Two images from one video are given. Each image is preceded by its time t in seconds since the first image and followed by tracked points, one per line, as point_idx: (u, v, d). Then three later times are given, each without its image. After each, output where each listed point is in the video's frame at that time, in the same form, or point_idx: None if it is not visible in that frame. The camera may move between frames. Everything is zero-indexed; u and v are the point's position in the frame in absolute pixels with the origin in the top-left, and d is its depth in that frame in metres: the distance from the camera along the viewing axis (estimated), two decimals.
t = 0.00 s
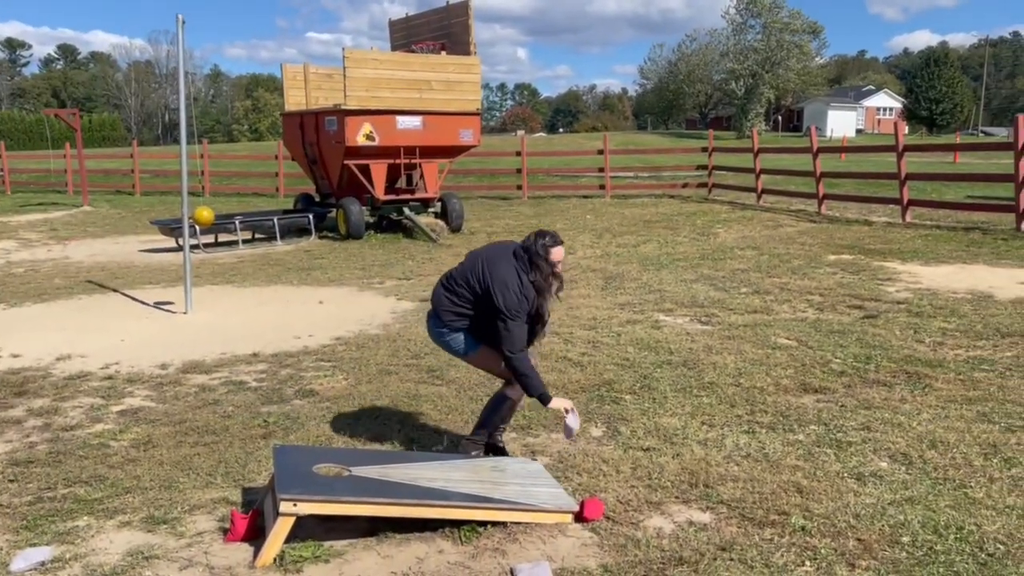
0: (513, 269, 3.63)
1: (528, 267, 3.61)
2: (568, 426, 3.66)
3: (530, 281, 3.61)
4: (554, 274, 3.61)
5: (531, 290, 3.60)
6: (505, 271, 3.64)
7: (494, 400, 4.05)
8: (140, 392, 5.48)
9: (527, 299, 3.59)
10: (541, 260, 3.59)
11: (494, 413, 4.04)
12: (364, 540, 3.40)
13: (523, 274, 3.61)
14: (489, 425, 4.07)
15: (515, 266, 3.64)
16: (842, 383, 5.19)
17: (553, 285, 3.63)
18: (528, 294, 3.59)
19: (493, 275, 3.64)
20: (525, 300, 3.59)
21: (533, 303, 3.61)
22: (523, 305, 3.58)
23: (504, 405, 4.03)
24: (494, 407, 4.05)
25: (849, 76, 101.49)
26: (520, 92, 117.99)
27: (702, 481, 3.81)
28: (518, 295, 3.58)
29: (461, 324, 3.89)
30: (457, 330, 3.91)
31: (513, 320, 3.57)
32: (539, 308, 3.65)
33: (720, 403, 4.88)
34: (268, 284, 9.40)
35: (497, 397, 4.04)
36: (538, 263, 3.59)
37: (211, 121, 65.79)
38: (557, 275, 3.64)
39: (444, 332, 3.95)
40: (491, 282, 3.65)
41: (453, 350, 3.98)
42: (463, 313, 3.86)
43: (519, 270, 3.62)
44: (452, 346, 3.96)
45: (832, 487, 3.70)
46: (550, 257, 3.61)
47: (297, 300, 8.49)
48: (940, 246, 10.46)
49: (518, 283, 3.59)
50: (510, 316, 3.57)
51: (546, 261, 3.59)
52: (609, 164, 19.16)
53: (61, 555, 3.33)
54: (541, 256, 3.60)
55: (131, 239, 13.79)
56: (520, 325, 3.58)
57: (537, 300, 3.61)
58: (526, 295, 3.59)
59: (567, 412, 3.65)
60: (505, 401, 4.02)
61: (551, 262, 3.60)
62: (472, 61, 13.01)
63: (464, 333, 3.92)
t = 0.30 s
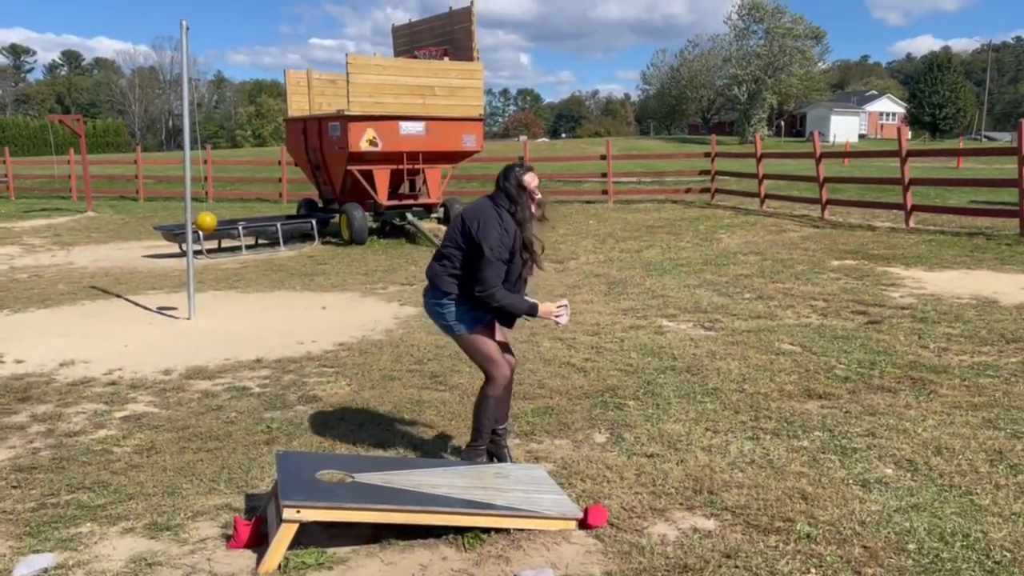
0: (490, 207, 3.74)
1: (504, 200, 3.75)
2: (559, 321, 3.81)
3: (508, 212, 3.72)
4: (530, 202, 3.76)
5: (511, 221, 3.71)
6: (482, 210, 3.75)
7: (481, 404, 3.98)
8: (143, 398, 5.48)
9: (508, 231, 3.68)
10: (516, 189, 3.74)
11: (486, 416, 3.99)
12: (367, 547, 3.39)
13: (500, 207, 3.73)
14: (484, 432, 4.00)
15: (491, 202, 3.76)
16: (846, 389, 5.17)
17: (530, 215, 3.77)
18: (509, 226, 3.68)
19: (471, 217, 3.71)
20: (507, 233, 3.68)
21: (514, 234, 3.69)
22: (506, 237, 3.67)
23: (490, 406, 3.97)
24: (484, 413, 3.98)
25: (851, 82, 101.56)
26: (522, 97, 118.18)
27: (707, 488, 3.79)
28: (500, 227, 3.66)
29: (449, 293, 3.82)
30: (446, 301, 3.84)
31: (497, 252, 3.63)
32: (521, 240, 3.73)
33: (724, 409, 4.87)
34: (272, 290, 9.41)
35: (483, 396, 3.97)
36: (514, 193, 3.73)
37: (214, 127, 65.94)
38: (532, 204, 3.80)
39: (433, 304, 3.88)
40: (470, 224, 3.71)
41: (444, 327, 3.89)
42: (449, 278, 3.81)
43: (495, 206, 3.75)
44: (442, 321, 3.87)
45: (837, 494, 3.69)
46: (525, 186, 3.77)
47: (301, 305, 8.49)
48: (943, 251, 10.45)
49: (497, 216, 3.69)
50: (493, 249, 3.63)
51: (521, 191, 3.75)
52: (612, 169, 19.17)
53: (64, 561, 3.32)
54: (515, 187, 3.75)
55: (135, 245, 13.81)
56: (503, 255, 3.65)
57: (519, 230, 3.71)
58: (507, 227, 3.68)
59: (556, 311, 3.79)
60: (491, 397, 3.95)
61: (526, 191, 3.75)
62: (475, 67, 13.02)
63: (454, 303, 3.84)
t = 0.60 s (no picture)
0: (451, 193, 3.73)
1: (463, 183, 3.75)
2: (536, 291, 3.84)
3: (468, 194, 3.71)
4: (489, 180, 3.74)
5: (473, 202, 3.70)
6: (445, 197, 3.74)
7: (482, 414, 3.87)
8: (152, 405, 5.49)
9: (473, 211, 3.67)
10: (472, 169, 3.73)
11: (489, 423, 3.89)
12: (375, 555, 3.39)
13: (460, 190, 3.73)
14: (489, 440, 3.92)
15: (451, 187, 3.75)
16: (855, 396, 5.15)
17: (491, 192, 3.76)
18: (473, 206, 3.67)
19: (435, 206, 3.69)
20: (472, 214, 3.66)
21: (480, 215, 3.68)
22: (472, 218, 3.64)
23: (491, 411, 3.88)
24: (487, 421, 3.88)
25: (859, 87, 101.31)
26: (529, 103, 118.34)
27: (715, 496, 3.78)
28: (464, 210, 3.65)
29: (432, 291, 3.78)
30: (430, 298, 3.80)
31: (465, 233, 3.62)
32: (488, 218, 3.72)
33: (732, 416, 4.86)
34: (280, 297, 9.43)
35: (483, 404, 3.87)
36: (471, 174, 3.72)
37: (222, 134, 66.26)
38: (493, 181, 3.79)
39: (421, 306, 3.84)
40: (436, 214, 3.70)
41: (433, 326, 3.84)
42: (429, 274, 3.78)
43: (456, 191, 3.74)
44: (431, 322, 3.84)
45: (847, 502, 3.67)
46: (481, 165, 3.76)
47: (308, 312, 8.51)
48: (952, 258, 10.41)
49: (459, 199, 3.68)
50: (460, 232, 3.62)
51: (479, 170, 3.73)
52: (619, 175, 19.17)
53: (73, 569, 3.33)
54: (472, 168, 3.74)
55: (143, 252, 13.87)
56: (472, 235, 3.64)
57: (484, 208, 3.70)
58: (470, 207, 3.66)
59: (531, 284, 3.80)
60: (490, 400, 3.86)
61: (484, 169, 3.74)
62: (483, 74, 13.05)
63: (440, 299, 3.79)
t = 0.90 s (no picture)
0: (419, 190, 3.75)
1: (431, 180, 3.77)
2: (510, 285, 3.91)
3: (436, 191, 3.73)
4: (456, 176, 3.76)
5: (442, 199, 3.71)
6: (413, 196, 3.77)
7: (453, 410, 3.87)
8: (163, 411, 5.52)
9: (441, 206, 3.69)
10: (439, 166, 3.75)
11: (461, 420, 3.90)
12: (386, 561, 3.39)
13: (427, 186, 3.75)
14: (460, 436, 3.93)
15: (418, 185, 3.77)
16: (867, 403, 5.12)
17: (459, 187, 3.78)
18: (440, 201, 3.69)
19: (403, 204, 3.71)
20: (440, 211, 3.67)
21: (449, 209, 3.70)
22: (440, 214, 3.65)
23: (462, 407, 3.87)
24: (456, 417, 3.88)
25: (869, 93, 101.00)
26: (538, 109, 118.48)
27: (726, 503, 3.77)
28: (432, 205, 3.66)
29: (405, 289, 3.77)
30: (405, 297, 3.79)
31: (434, 228, 3.62)
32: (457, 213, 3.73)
33: (744, 423, 4.84)
34: (290, 303, 9.47)
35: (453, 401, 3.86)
36: (437, 172, 3.74)
37: (233, 140, 66.63)
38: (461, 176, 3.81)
39: (394, 306, 3.83)
40: (404, 212, 3.72)
41: (408, 327, 3.83)
42: (401, 272, 3.78)
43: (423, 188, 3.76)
44: (405, 322, 3.83)
45: (859, 510, 3.65)
46: (448, 161, 3.78)
47: (319, 318, 8.53)
48: (964, 264, 10.36)
49: (426, 196, 3.70)
50: (429, 226, 3.62)
51: (446, 167, 3.75)
52: (628, 181, 19.16)
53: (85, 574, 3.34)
54: (439, 166, 3.76)
55: (155, 258, 13.95)
56: (441, 229, 3.64)
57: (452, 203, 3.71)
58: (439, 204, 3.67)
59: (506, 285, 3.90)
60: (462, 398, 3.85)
61: (451, 165, 3.76)
62: (493, 81, 13.06)
63: (414, 297, 3.78)
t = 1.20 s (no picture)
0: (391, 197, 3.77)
1: (400, 185, 3.80)
2: (487, 297, 3.80)
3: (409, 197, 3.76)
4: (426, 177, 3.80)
5: (415, 204, 3.74)
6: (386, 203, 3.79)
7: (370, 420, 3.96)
8: (177, 416, 5.54)
9: (416, 210, 3.71)
10: (408, 171, 3.78)
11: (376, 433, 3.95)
12: (398, 567, 3.40)
13: (398, 192, 3.78)
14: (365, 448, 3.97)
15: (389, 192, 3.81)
16: (881, 410, 5.09)
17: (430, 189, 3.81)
18: (413, 205, 3.71)
19: (377, 212, 3.71)
20: (415, 214, 3.69)
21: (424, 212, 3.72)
22: (416, 218, 3.68)
23: (381, 424, 3.93)
24: (370, 427, 3.96)
25: (883, 98, 100.53)
26: (550, 115, 118.57)
27: (739, 510, 3.75)
28: (407, 210, 3.68)
29: (390, 297, 3.77)
30: (392, 306, 3.79)
31: (414, 233, 3.63)
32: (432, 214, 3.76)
33: (756, 430, 4.82)
34: (303, 308, 9.50)
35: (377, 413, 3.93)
36: (406, 178, 3.77)
37: (247, 146, 66.99)
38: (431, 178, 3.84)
39: (380, 317, 3.83)
40: (380, 220, 3.74)
41: (394, 335, 3.82)
42: (385, 282, 3.77)
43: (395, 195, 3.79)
44: (391, 332, 3.83)
45: (873, 518, 3.62)
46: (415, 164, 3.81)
47: (331, 324, 8.56)
48: (979, 269, 10.28)
49: (400, 201, 3.72)
50: (407, 231, 3.63)
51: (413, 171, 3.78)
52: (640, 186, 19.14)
53: None
54: (407, 171, 3.79)
55: (169, 264, 14.02)
56: (420, 232, 3.66)
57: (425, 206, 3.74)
58: (414, 208, 3.70)
59: (481, 294, 3.79)
60: (389, 414, 3.90)
61: (419, 168, 3.79)
62: (505, 87, 13.09)
63: (400, 305, 3.79)
